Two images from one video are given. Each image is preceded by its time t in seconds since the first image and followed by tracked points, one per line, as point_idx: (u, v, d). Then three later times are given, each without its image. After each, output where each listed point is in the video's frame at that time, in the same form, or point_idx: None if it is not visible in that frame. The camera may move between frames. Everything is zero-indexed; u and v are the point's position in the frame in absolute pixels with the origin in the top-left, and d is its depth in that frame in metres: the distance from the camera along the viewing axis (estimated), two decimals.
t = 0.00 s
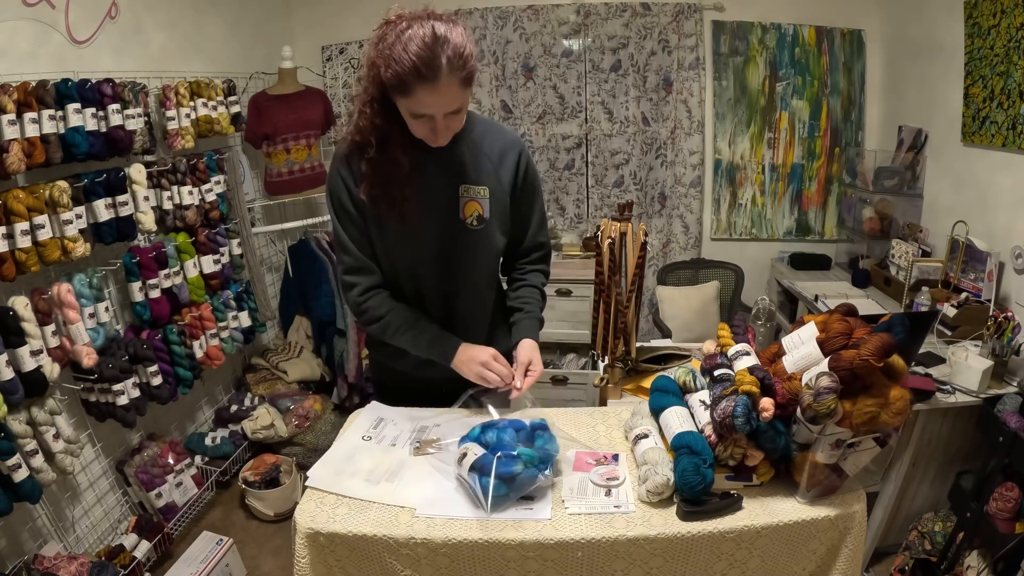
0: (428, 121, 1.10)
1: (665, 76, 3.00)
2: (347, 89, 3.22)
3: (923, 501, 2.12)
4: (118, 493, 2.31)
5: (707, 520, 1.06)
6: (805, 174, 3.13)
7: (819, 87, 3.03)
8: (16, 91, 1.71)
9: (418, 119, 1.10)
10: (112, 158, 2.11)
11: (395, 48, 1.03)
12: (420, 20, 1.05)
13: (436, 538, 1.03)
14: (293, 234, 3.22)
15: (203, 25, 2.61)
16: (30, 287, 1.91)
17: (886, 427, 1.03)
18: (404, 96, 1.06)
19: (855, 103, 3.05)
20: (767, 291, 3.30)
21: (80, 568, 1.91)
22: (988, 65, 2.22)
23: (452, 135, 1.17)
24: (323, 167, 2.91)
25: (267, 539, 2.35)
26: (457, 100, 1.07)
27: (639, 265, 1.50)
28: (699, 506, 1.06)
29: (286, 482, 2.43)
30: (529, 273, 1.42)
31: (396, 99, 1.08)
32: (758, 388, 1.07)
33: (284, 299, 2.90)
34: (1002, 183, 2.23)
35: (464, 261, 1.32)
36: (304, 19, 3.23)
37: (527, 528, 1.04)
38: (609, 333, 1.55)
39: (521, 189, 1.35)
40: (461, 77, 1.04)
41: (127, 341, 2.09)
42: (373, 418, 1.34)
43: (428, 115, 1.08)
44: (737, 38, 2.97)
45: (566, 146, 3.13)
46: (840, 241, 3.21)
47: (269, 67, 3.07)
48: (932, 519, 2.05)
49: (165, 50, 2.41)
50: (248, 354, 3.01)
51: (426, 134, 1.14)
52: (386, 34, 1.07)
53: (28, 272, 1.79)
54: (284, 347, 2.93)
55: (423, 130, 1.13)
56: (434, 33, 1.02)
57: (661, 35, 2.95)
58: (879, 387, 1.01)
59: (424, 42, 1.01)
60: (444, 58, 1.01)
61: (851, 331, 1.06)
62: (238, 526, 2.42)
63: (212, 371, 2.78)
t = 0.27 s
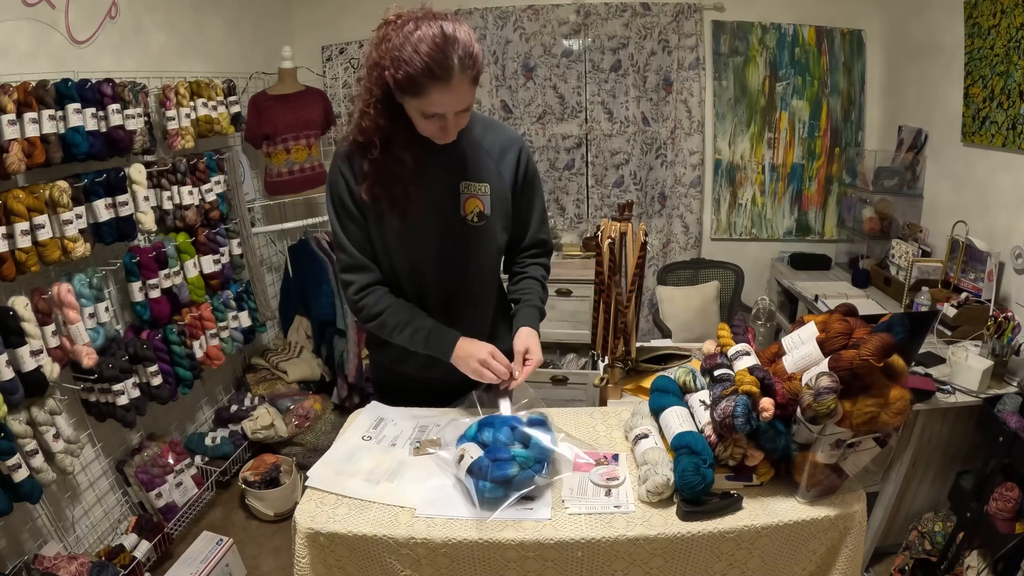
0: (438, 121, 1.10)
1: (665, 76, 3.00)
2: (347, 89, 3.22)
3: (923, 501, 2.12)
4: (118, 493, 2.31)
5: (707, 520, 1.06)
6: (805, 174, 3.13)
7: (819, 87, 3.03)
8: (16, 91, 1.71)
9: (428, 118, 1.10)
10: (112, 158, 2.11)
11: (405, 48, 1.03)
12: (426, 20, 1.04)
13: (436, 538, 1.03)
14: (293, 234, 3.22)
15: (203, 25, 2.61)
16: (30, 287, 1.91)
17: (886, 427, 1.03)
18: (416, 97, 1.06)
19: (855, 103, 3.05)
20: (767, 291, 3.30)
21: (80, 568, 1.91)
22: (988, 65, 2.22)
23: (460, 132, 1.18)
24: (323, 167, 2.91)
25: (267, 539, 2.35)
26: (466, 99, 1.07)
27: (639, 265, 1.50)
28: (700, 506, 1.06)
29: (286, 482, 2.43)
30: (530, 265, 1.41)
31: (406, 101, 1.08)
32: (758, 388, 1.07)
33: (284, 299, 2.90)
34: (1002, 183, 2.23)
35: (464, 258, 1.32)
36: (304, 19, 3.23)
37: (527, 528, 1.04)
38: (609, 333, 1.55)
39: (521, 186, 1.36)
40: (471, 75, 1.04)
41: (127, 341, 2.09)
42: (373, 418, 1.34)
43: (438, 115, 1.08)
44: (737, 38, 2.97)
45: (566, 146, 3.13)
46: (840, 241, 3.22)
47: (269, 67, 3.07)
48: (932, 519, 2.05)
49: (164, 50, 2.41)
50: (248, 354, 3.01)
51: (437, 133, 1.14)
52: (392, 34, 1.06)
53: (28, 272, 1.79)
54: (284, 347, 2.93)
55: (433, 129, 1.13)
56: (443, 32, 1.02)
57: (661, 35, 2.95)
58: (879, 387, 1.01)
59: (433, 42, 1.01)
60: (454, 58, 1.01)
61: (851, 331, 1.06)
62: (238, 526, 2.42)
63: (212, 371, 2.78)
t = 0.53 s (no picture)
0: (415, 120, 1.11)
1: (665, 76, 3.00)
2: (347, 88, 3.22)
3: (923, 501, 2.12)
4: (118, 493, 2.31)
5: (707, 520, 1.06)
6: (805, 174, 3.13)
7: (819, 87, 3.03)
8: (16, 91, 1.71)
9: (407, 117, 1.10)
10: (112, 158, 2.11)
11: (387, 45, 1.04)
12: (416, 19, 1.05)
13: (436, 538, 1.03)
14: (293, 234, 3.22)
15: (203, 25, 2.61)
16: (29, 287, 1.91)
17: (886, 427, 1.03)
18: (394, 94, 1.06)
19: (855, 103, 3.05)
20: (767, 291, 3.30)
21: (80, 568, 1.91)
22: (988, 65, 2.22)
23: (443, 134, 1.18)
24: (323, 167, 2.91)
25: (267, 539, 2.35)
26: (444, 101, 1.06)
27: (639, 265, 1.50)
28: (699, 506, 1.06)
29: (286, 482, 2.43)
30: (538, 268, 1.44)
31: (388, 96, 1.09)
32: (758, 388, 1.08)
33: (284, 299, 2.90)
34: (1002, 183, 2.23)
35: (461, 262, 1.30)
36: (304, 19, 3.23)
37: (527, 528, 1.04)
38: (609, 333, 1.55)
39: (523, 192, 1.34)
40: (449, 77, 1.03)
41: (127, 341, 2.09)
42: (373, 418, 1.34)
43: (417, 114, 1.08)
44: (737, 38, 2.97)
45: (566, 146, 3.13)
46: (840, 241, 3.22)
47: (269, 67, 3.07)
48: (933, 519, 2.05)
49: (164, 50, 2.41)
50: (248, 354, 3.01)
51: (417, 132, 1.15)
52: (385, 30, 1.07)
53: (28, 271, 1.79)
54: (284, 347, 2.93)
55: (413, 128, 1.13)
56: (426, 32, 1.02)
57: (661, 35, 2.95)
58: (880, 387, 1.01)
59: (415, 40, 1.01)
60: (431, 57, 1.01)
61: (851, 331, 1.06)
62: (238, 525, 2.42)
63: (212, 371, 2.78)
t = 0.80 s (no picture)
0: (444, 122, 1.11)
1: (665, 76, 3.00)
2: (347, 88, 3.22)
3: (923, 501, 2.12)
4: (118, 493, 2.31)
5: (708, 520, 1.06)
6: (805, 174, 3.13)
7: (819, 87, 3.03)
8: (16, 90, 1.71)
9: (433, 120, 1.11)
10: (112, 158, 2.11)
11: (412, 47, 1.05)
12: (438, 21, 1.06)
13: (436, 538, 1.03)
14: (293, 234, 3.22)
15: (203, 25, 2.61)
16: (29, 287, 1.91)
17: (886, 427, 1.03)
18: (420, 95, 1.07)
19: (855, 103, 3.05)
20: (767, 291, 3.30)
21: (80, 568, 1.91)
22: (988, 65, 2.22)
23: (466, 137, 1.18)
24: (323, 167, 2.91)
25: (267, 539, 2.35)
26: (473, 100, 1.07)
27: (639, 265, 1.50)
28: (699, 506, 1.06)
29: (286, 482, 2.43)
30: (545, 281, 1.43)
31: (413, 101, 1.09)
32: (758, 388, 1.08)
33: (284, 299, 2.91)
34: (1002, 183, 2.23)
35: (471, 270, 1.33)
36: (304, 20, 3.23)
37: (527, 528, 1.04)
38: (609, 332, 1.55)
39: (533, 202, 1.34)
40: (480, 74, 1.05)
41: (127, 341, 2.09)
42: (374, 418, 1.34)
43: (443, 116, 1.09)
44: (737, 38, 2.97)
45: (566, 146, 3.13)
46: (840, 241, 3.22)
47: (269, 67, 3.07)
48: (932, 519, 2.05)
49: (164, 50, 2.41)
50: (248, 354, 3.01)
51: (441, 138, 1.15)
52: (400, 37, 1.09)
53: (28, 271, 1.79)
54: (284, 347, 2.93)
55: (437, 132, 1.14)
56: (452, 32, 1.04)
57: (661, 35, 2.95)
58: (880, 387, 1.01)
59: (441, 40, 1.03)
60: (462, 55, 1.02)
61: (851, 331, 1.06)
62: (238, 525, 2.42)
63: (212, 371, 2.78)
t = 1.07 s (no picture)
0: (453, 110, 1.10)
1: (665, 76, 3.00)
2: (347, 88, 3.22)
3: (923, 501, 2.12)
4: (118, 493, 2.31)
5: (708, 520, 1.06)
6: (805, 174, 3.13)
7: (819, 87, 3.03)
8: (16, 91, 1.71)
9: (443, 108, 1.10)
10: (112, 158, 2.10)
11: (424, 32, 1.04)
12: (450, 9, 1.06)
13: (436, 538, 1.03)
14: (293, 234, 3.22)
15: (203, 25, 2.61)
16: (29, 287, 1.91)
17: (886, 427, 1.03)
18: (432, 82, 1.06)
19: (855, 103, 3.05)
20: (767, 291, 3.30)
21: (80, 568, 1.91)
22: (988, 65, 2.22)
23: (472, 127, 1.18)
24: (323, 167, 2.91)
25: (267, 539, 2.35)
26: (483, 89, 1.07)
27: (639, 265, 1.49)
28: (699, 506, 1.06)
29: (286, 482, 2.43)
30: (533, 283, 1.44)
31: (422, 86, 1.08)
32: (758, 388, 1.08)
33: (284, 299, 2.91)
34: (1002, 184, 2.23)
35: (470, 260, 1.32)
36: (304, 20, 3.23)
37: (527, 528, 1.04)
38: (609, 332, 1.55)
39: (527, 191, 1.35)
40: (491, 64, 1.05)
41: (127, 341, 2.09)
42: (373, 418, 1.34)
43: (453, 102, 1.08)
44: (737, 38, 2.97)
45: (566, 146, 3.13)
46: (840, 241, 3.22)
47: (269, 67, 3.07)
48: (932, 519, 2.05)
49: (164, 50, 2.41)
50: (248, 354, 3.01)
51: (443, 128, 1.15)
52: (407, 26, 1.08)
53: (28, 272, 1.79)
54: (284, 347, 2.93)
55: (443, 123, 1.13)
56: (465, 20, 1.04)
57: (661, 35, 2.95)
58: (880, 387, 1.01)
59: (455, 27, 1.02)
60: (477, 44, 1.02)
61: (851, 331, 1.06)
62: (238, 525, 2.42)
63: (212, 371, 2.78)
